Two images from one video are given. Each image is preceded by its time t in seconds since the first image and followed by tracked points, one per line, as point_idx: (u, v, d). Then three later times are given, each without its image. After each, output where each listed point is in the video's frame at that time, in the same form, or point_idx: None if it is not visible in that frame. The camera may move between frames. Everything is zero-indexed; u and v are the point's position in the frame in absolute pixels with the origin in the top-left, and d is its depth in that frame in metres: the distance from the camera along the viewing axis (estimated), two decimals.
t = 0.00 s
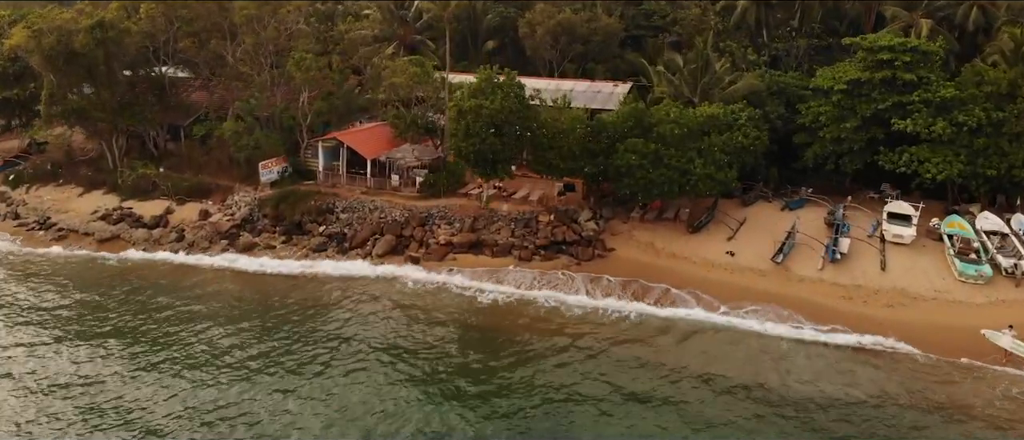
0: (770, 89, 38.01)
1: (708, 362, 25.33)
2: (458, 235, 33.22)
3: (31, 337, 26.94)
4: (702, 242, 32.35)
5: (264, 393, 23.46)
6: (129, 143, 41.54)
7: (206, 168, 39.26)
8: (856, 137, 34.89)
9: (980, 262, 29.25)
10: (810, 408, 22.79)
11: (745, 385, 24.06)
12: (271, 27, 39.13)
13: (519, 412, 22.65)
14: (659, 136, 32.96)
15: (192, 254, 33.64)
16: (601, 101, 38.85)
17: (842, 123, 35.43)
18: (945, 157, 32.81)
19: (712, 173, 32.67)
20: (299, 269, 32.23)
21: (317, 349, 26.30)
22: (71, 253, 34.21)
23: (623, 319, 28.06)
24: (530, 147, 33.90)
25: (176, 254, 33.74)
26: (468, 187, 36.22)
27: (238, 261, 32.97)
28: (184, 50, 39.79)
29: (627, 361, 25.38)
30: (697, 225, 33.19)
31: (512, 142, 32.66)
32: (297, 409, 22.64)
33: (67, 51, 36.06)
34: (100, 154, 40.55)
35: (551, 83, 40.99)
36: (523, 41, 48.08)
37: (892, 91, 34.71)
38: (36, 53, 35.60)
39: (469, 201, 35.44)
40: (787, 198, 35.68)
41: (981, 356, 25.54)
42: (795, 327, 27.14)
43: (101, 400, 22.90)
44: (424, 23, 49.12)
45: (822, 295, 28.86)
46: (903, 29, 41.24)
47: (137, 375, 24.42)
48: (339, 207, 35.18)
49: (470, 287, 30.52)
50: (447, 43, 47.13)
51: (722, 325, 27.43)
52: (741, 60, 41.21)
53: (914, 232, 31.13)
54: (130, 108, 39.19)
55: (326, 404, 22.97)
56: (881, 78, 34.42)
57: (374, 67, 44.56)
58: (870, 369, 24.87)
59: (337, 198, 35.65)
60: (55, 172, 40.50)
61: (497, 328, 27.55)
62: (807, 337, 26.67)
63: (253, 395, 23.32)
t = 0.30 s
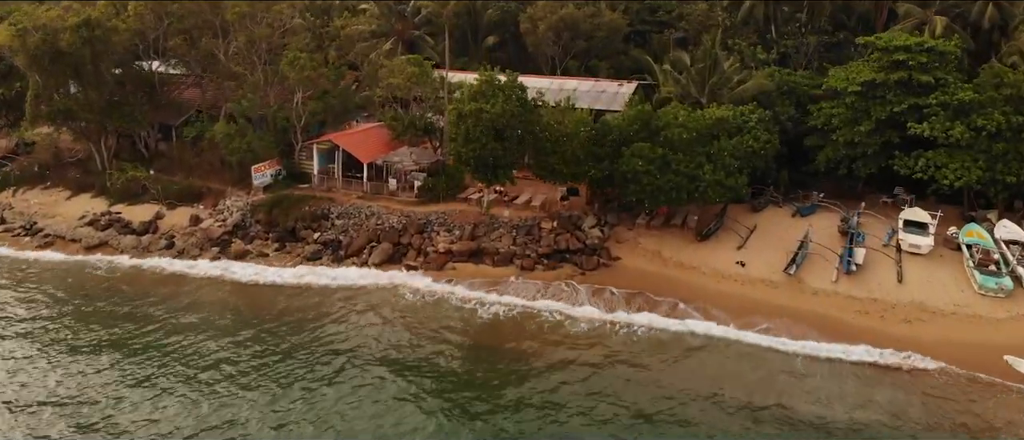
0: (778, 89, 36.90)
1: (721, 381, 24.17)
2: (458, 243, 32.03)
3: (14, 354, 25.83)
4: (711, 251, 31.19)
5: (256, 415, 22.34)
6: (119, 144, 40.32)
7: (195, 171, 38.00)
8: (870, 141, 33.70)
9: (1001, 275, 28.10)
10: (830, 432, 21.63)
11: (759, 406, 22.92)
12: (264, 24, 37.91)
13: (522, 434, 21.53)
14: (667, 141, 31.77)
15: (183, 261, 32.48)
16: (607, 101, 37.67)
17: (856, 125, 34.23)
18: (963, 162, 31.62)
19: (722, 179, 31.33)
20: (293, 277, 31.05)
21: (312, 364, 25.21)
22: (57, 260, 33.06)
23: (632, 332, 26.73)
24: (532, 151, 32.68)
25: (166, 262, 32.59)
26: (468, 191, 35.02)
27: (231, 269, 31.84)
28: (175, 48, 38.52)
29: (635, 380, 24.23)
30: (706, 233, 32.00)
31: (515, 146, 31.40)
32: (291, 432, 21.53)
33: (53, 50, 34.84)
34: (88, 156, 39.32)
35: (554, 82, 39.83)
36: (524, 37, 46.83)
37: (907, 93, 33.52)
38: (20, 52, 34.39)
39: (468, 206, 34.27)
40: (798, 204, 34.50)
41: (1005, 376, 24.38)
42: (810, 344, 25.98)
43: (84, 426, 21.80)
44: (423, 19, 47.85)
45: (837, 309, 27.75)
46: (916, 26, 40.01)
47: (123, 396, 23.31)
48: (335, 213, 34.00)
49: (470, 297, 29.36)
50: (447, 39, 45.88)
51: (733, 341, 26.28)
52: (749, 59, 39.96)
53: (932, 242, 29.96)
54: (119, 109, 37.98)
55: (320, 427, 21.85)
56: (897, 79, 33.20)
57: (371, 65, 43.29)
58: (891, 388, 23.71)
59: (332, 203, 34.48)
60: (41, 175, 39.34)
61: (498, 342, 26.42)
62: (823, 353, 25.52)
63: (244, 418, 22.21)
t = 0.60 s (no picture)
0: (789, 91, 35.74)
1: (734, 400, 23.00)
2: (458, 253, 30.85)
3: None
4: (720, 263, 30.02)
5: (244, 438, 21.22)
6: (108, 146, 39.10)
7: (186, 176, 36.75)
8: (884, 147, 32.51)
9: None
10: None
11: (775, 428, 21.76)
12: (257, 22, 36.67)
13: None
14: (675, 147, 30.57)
15: (172, 270, 31.32)
16: (613, 103, 36.41)
17: (870, 130, 33.05)
18: (982, 170, 30.41)
19: (732, 186, 30.16)
20: (287, 287, 29.85)
21: (304, 381, 24.07)
22: (43, 268, 31.95)
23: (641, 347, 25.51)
24: (534, 157, 31.46)
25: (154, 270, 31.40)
26: (468, 197, 33.84)
27: (221, 278, 30.63)
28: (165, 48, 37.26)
29: (642, 397, 23.10)
30: (715, 243, 30.82)
31: (516, 153, 30.17)
32: None
33: (37, 50, 33.64)
34: (77, 159, 38.13)
35: (557, 82, 38.63)
36: (526, 33, 45.57)
37: (924, 96, 32.31)
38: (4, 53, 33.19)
39: (468, 213, 33.07)
40: (810, 212, 33.30)
41: None
42: (826, 362, 24.83)
43: None
44: (422, 14, 46.58)
45: (853, 327, 26.63)
46: (930, 25, 38.75)
47: (106, 418, 22.20)
48: (330, 221, 32.79)
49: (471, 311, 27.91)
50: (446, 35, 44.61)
51: (746, 358, 25.11)
52: (759, 58, 38.71)
53: (951, 254, 28.81)
54: (107, 110, 36.78)
55: None
56: (913, 82, 31.97)
57: (367, 62, 42.08)
58: (912, 411, 22.55)
59: (327, 210, 33.28)
60: (28, 179, 38.21)
61: (499, 352, 25.34)
62: (840, 372, 24.35)
63: None
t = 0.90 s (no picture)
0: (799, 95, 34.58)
1: (751, 423, 21.72)
2: (457, 265, 29.67)
3: None
4: (730, 276, 28.87)
5: None
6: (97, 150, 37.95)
7: (177, 181, 35.53)
8: (900, 153, 31.37)
9: None
10: None
11: None
12: (250, 22, 35.44)
13: None
14: (684, 155, 29.41)
15: (161, 281, 30.16)
16: (619, 105, 35.21)
17: (886, 136, 31.90)
18: (1003, 179, 29.24)
19: (744, 195, 28.97)
20: (281, 300, 28.65)
21: (298, 402, 22.91)
22: (27, 279, 30.82)
23: (652, 365, 24.32)
24: (537, 165, 30.29)
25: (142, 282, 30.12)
26: (468, 205, 32.61)
27: (212, 295, 29.12)
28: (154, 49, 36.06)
29: (652, 418, 21.83)
30: (725, 255, 29.64)
31: (519, 162, 28.96)
32: None
33: (21, 52, 32.43)
34: (64, 163, 36.99)
35: (560, 83, 37.43)
36: (528, 31, 44.37)
37: (942, 101, 31.16)
38: None
39: (469, 222, 31.89)
40: (823, 222, 32.13)
41: None
42: (846, 384, 23.69)
43: None
44: (421, 11, 45.38)
45: (871, 347, 25.53)
46: (945, 24, 37.59)
47: None
48: (325, 230, 31.60)
49: (471, 331, 26.13)
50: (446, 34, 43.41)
51: (761, 378, 23.95)
52: (768, 59, 37.52)
53: (971, 267, 27.65)
54: (94, 114, 35.57)
55: None
56: (931, 86, 30.81)
57: (365, 61, 41.42)
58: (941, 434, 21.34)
59: (322, 218, 32.07)
60: (13, 185, 37.06)
61: (503, 365, 24.16)
62: (861, 395, 23.21)
63: None
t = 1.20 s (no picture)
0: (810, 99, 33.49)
1: None
2: (457, 279, 28.55)
3: None
4: (741, 292, 27.79)
5: None
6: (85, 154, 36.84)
7: (168, 187, 34.43)
8: (917, 161, 30.26)
9: None
10: None
11: None
12: (241, 22, 34.20)
13: None
14: (694, 164, 28.30)
15: (149, 294, 29.09)
16: (625, 109, 34.10)
17: (902, 142, 30.80)
18: None
19: (755, 206, 27.84)
20: (274, 312, 27.54)
21: (291, 424, 21.82)
22: (11, 290, 29.76)
23: (662, 389, 23.23)
24: (540, 174, 29.15)
25: (130, 295, 28.97)
26: (468, 213, 31.46)
27: (201, 311, 27.75)
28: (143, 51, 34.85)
29: None
30: (736, 269, 28.54)
31: (522, 172, 27.80)
32: None
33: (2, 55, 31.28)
34: (51, 168, 35.89)
35: (563, 85, 36.24)
36: (530, 29, 43.19)
37: (961, 106, 30.07)
38: None
39: (469, 231, 30.77)
40: (836, 232, 31.01)
41: None
42: (864, 409, 22.61)
43: None
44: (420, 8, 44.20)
45: (889, 369, 24.47)
46: (961, 23, 36.41)
47: None
48: (320, 241, 30.46)
49: (471, 352, 24.97)
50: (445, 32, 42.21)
51: (776, 402, 22.86)
52: (779, 60, 36.33)
53: (993, 283, 26.53)
54: (81, 117, 34.43)
55: None
56: (950, 92, 29.69)
57: (362, 59, 40.53)
58: None
59: (316, 228, 30.93)
60: None
61: (506, 388, 23.09)
62: (881, 420, 22.14)
63: None
